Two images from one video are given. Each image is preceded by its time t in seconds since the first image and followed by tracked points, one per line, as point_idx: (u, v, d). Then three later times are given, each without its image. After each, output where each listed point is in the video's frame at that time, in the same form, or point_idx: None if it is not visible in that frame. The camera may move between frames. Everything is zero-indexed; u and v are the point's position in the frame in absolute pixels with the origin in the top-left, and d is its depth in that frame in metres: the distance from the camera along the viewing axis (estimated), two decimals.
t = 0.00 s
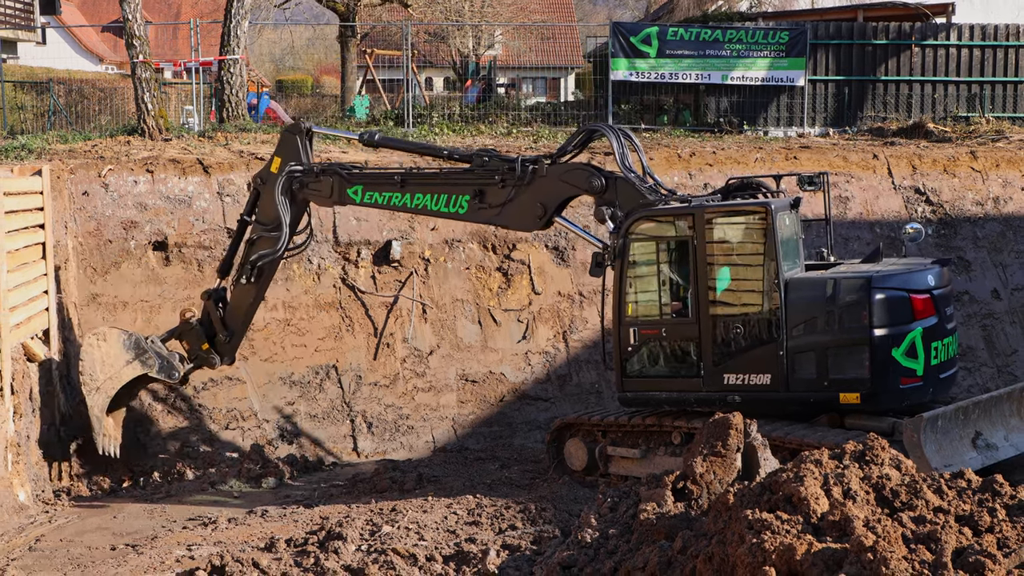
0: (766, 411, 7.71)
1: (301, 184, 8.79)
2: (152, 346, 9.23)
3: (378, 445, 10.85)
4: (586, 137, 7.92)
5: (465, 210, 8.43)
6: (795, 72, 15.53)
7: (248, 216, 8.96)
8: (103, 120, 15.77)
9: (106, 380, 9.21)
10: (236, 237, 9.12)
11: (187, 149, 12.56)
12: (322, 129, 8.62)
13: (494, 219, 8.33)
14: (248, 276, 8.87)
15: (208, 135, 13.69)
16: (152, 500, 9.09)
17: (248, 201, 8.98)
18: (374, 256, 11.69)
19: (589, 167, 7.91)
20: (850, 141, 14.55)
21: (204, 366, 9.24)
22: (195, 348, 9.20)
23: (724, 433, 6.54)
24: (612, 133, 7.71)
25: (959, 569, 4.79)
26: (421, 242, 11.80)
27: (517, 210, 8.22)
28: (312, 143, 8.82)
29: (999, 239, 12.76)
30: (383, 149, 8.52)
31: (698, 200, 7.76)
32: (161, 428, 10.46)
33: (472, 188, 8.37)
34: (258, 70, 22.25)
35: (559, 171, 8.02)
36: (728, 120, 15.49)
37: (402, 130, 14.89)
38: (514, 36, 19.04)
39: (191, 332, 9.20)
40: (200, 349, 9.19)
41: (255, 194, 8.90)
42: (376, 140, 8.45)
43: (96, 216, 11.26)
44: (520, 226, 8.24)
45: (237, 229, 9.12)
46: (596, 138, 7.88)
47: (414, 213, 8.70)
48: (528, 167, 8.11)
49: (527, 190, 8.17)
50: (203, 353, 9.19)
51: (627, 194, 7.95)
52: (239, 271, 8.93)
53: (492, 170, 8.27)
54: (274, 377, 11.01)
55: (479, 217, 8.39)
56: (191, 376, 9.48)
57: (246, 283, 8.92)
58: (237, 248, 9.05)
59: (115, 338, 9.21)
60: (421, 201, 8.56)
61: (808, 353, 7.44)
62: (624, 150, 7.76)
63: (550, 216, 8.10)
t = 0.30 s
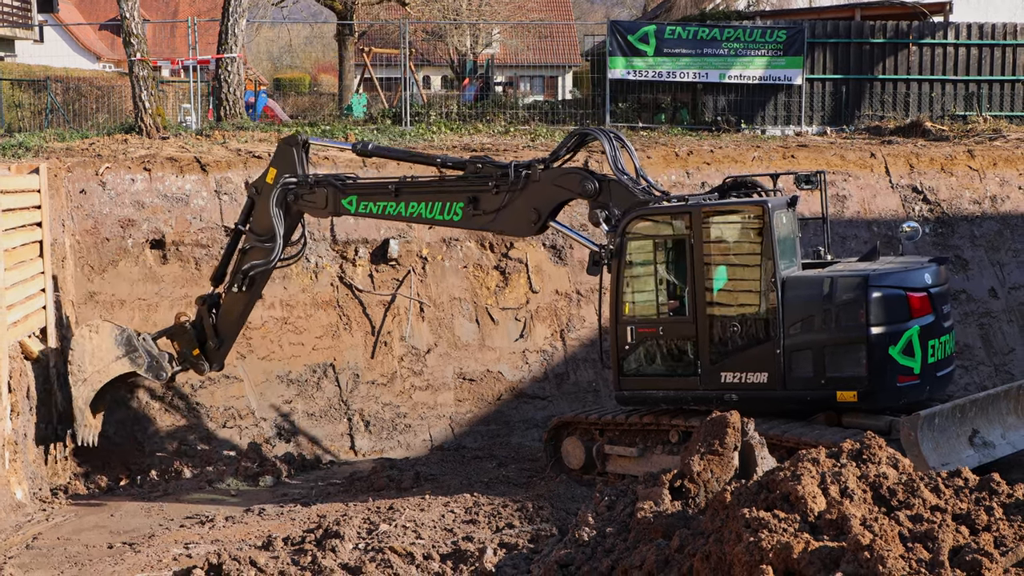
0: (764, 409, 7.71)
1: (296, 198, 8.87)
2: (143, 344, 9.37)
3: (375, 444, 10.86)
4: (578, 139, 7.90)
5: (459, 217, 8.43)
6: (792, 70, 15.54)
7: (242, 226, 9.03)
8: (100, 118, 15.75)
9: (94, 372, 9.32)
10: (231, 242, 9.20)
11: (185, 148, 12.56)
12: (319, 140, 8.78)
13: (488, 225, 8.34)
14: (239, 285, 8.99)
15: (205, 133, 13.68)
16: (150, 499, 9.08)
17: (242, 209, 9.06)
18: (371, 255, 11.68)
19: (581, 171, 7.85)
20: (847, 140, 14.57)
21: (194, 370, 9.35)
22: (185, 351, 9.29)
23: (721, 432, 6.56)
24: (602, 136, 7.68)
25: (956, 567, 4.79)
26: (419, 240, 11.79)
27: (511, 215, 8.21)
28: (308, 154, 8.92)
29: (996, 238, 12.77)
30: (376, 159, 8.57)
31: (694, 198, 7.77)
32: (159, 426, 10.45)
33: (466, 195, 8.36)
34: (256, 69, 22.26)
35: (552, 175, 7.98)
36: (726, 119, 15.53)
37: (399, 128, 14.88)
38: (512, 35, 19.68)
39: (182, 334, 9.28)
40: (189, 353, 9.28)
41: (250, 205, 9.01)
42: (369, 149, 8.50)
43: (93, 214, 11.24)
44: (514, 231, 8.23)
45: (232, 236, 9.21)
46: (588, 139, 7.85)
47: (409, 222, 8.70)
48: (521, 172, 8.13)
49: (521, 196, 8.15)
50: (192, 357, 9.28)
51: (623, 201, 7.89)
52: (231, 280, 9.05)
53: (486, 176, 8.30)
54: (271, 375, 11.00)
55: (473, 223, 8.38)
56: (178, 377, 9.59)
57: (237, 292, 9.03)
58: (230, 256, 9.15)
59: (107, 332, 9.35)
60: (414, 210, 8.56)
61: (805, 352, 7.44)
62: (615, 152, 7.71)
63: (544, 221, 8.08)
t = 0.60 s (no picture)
0: (762, 409, 7.72)
1: (294, 207, 8.86)
2: (139, 342, 9.47)
3: (374, 443, 10.87)
4: (574, 142, 7.92)
5: (457, 223, 8.43)
6: (791, 69, 15.55)
7: (241, 232, 9.12)
8: (98, 117, 15.73)
9: (88, 364, 9.49)
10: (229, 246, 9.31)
11: (184, 147, 12.56)
12: (320, 150, 8.75)
13: (485, 230, 8.34)
14: (235, 291, 9.12)
15: (204, 133, 13.67)
16: (148, 498, 9.08)
17: (241, 216, 9.11)
18: (370, 254, 11.68)
19: (578, 174, 7.85)
20: (846, 139, 14.57)
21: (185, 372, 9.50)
22: (179, 352, 9.42)
23: (720, 431, 6.56)
24: (598, 139, 7.71)
25: (954, 566, 4.79)
26: (418, 239, 11.80)
27: (508, 220, 8.22)
28: (307, 163, 8.92)
29: (995, 238, 12.77)
30: (374, 166, 8.55)
31: (694, 198, 7.77)
32: (158, 425, 10.45)
33: (463, 201, 8.36)
34: (255, 68, 22.25)
35: (548, 179, 7.98)
36: (725, 118, 15.54)
37: (398, 127, 14.87)
38: (510, 35, 19.82)
39: (178, 336, 9.41)
40: (184, 355, 9.41)
41: (249, 212, 9.03)
42: (366, 157, 8.49)
43: (92, 213, 11.24)
44: (511, 236, 8.24)
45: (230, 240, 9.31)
46: (584, 143, 7.87)
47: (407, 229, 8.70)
48: (517, 177, 8.11)
49: (518, 200, 8.15)
50: (186, 360, 9.42)
51: (620, 201, 7.89)
52: (227, 286, 9.16)
53: (483, 181, 8.26)
54: (270, 374, 11.01)
55: (471, 229, 8.38)
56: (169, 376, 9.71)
57: (233, 298, 9.15)
58: (227, 262, 9.28)
59: (105, 324, 9.50)
60: (412, 217, 8.56)
61: (804, 351, 7.44)
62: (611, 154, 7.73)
63: (541, 225, 8.09)
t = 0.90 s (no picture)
0: (760, 409, 7.72)
1: (292, 219, 8.88)
2: (133, 346, 9.46)
3: (373, 443, 10.86)
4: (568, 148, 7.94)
5: (454, 231, 8.43)
6: (790, 69, 15.56)
7: (238, 242, 9.11)
8: (97, 117, 15.72)
9: (82, 366, 9.48)
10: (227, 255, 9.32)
11: (183, 147, 12.56)
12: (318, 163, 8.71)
13: (482, 237, 8.32)
14: (231, 300, 9.14)
15: (203, 132, 13.67)
16: (147, 498, 9.08)
17: (239, 226, 9.11)
18: (369, 254, 11.67)
19: (574, 179, 7.88)
20: (845, 139, 14.57)
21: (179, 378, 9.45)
22: (173, 358, 9.37)
23: (719, 431, 6.56)
24: (593, 144, 7.73)
25: (953, 566, 4.80)
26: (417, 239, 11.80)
27: (505, 227, 8.22)
28: (307, 177, 8.89)
29: (994, 238, 12.78)
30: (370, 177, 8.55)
31: (692, 198, 7.77)
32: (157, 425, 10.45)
33: (459, 209, 8.37)
34: (254, 68, 22.25)
35: (544, 184, 8.01)
36: (724, 118, 15.53)
37: (397, 127, 14.86)
38: (511, 35, 19.86)
39: (173, 342, 9.36)
40: (177, 361, 9.36)
41: (247, 222, 9.03)
42: (362, 167, 8.48)
43: (91, 213, 11.24)
44: (508, 242, 8.23)
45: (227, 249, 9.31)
46: (578, 148, 7.89)
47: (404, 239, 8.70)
48: (513, 183, 8.13)
49: (515, 206, 8.16)
50: (180, 366, 9.37)
51: (617, 203, 7.90)
52: (224, 295, 9.18)
53: (479, 188, 8.29)
54: (269, 374, 11.01)
55: (468, 236, 8.37)
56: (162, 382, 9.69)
57: (229, 307, 9.17)
58: (224, 270, 9.27)
59: (101, 327, 9.49)
60: (409, 226, 8.56)
61: (802, 351, 7.45)
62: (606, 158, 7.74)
63: (538, 230, 8.09)
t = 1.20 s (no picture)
0: (759, 409, 7.73)
1: (291, 229, 8.88)
2: (127, 346, 9.49)
3: (373, 444, 10.85)
4: (565, 152, 7.92)
5: (452, 238, 8.44)
6: (790, 70, 15.57)
7: (236, 248, 9.13)
8: (98, 117, 15.72)
9: (76, 365, 9.44)
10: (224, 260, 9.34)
11: (183, 147, 12.56)
12: (318, 173, 8.68)
13: (480, 244, 8.34)
14: (226, 306, 9.18)
15: (203, 133, 13.67)
16: (147, 499, 9.07)
17: (238, 232, 9.11)
18: (369, 254, 11.68)
19: (571, 184, 7.87)
20: (844, 139, 14.57)
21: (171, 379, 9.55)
22: (167, 360, 9.46)
23: (719, 432, 6.56)
24: (590, 148, 7.72)
25: (952, 566, 4.80)
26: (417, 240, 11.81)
27: (503, 232, 8.22)
28: (307, 186, 8.87)
29: (994, 238, 12.79)
30: (368, 185, 8.55)
31: (693, 199, 7.77)
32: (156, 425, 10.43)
33: (458, 215, 8.37)
34: (254, 68, 22.26)
35: (541, 189, 8.00)
36: (724, 119, 15.52)
37: (397, 128, 14.86)
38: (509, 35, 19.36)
39: (167, 344, 9.45)
40: (172, 362, 9.46)
41: (245, 229, 9.03)
42: (361, 176, 8.47)
43: (91, 214, 11.25)
44: (506, 247, 8.24)
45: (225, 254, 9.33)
46: (575, 153, 7.88)
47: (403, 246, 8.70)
48: (510, 189, 8.13)
49: (513, 211, 8.15)
50: (174, 368, 9.47)
51: (615, 205, 7.90)
52: (219, 300, 9.22)
53: (477, 194, 8.27)
54: (269, 375, 11.01)
55: (466, 243, 8.39)
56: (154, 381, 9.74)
57: (224, 312, 9.22)
58: (220, 276, 9.30)
59: (96, 327, 9.50)
60: (408, 233, 8.57)
61: (801, 352, 7.45)
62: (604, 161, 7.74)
63: (536, 235, 8.09)
